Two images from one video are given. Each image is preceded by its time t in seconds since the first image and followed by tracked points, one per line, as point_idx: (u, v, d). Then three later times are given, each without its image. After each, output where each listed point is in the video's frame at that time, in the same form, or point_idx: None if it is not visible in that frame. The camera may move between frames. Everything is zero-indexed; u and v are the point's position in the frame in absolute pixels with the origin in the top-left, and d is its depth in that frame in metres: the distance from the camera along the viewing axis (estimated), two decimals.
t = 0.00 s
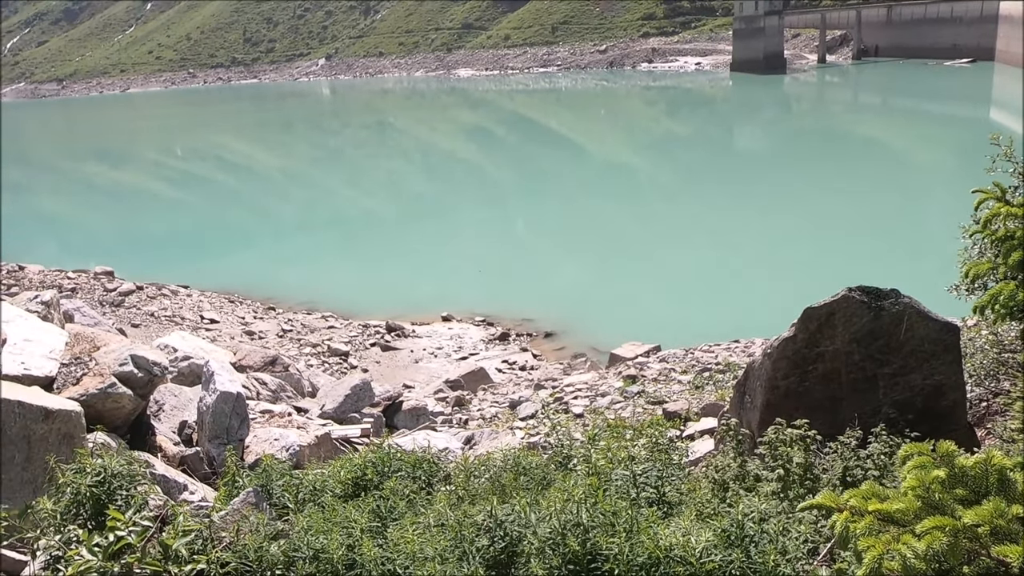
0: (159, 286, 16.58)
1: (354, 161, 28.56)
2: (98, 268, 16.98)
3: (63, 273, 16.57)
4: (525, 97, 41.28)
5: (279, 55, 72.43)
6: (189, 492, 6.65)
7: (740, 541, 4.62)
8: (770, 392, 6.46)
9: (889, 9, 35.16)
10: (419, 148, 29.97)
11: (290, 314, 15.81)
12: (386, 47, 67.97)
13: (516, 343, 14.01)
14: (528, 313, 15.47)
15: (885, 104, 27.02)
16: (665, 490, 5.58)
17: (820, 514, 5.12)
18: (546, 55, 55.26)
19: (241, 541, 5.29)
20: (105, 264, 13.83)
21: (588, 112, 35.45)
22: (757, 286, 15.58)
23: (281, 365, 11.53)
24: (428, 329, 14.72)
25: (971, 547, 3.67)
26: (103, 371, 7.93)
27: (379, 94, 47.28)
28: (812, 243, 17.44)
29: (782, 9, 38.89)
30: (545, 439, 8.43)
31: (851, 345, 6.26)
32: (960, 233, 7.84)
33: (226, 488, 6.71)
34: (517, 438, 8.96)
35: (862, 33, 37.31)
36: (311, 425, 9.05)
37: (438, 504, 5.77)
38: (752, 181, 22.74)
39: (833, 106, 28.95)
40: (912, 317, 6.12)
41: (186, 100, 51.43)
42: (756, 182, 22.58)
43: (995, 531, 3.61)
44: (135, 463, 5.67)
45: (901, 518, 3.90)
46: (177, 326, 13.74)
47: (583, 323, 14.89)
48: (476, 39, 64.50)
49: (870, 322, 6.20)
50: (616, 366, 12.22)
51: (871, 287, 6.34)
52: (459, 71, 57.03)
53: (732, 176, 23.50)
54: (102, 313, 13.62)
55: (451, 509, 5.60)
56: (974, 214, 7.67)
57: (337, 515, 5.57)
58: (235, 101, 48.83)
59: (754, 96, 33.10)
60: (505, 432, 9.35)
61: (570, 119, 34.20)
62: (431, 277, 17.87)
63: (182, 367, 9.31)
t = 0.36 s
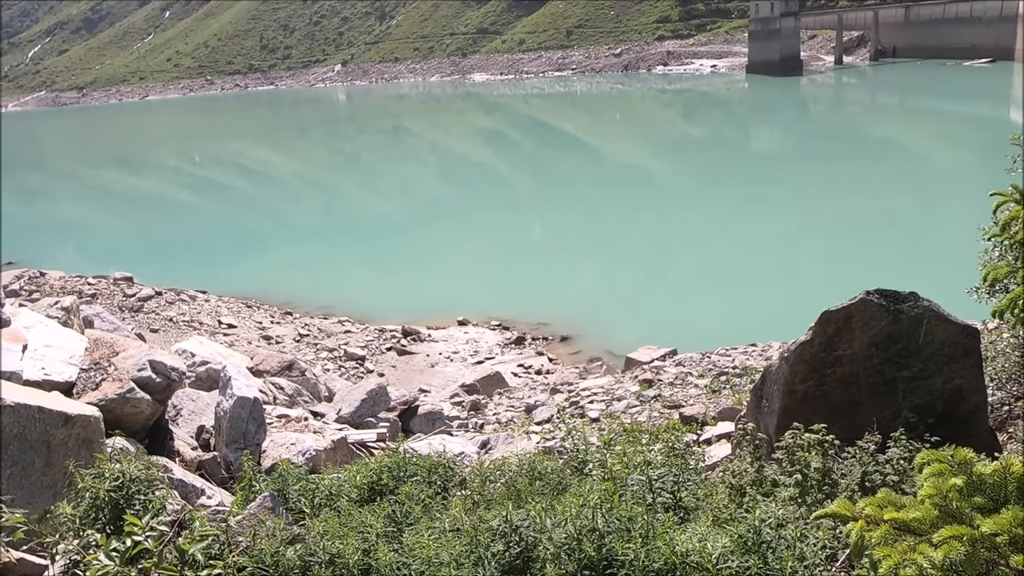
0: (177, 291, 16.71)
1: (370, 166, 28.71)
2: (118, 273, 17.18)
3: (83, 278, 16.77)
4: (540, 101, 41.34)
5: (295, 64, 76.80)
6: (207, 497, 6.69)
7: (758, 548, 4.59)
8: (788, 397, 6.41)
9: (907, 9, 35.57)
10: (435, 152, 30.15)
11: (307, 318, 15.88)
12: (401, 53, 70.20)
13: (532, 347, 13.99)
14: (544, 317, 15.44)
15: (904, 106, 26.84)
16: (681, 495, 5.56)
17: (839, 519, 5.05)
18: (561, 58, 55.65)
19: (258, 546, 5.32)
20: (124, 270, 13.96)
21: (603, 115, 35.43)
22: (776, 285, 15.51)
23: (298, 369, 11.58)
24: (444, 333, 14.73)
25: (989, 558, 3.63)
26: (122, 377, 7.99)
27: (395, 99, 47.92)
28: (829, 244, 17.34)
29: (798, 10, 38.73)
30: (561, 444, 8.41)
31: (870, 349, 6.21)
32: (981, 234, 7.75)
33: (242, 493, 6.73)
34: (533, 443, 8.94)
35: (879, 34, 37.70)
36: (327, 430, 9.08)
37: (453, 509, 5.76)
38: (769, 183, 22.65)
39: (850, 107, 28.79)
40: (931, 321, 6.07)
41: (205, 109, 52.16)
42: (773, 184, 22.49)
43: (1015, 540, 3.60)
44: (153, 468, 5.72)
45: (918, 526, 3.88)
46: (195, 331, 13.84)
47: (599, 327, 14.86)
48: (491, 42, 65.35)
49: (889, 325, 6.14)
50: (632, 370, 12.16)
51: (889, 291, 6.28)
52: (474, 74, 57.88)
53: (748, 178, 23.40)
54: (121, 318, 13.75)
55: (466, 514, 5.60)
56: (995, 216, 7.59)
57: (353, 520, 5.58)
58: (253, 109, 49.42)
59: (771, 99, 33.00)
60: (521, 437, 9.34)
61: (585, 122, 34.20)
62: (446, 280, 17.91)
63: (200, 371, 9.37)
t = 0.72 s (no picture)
0: (193, 303, 16.80)
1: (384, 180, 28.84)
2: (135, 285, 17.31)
3: (100, 290, 16.90)
4: (553, 115, 41.46)
5: (311, 78, 77.51)
6: (222, 509, 6.70)
7: (778, 565, 4.53)
8: (806, 412, 6.33)
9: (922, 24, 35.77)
10: (450, 166, 30.31)
11: (321, 331, 15.91)
12: (416, 68, 70.77)
13: (545, 361, 13.97)
14: (557, 330, 15.42)
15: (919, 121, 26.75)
16: (698, 512, 5.51)
17: (860, 537, 4.97)
18: (576, 73, 55.91)
19: (273, 559, 5.32)
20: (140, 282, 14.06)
21: (618, 129, 35.47)
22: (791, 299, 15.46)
23: (312, 382, 11.59)
24: (457, 346, 14.73)
25: None
26: (139, 388, 8.01)
27: (410, 114, 48.35)
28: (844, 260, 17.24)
29: (813, 24, 38.70)
30: (576, 458, 8.38)
31: (888, 365, 6.14)
32: (1000, 250, 7.70)
33: (257, 506, 6.72)
34: (548, 457, 8.90)
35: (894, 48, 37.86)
36: (341, 442, 9.08)
37: (468, 524, 5.74)
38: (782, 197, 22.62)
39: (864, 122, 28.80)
40: (951, 336, 6.02)
41: (222, 123, 52.70)
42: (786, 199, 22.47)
43: None
44: (169, 480, 5.73)
45: (957, 545, 3.86)
46: (210, 343, 13.91)
47: (613, 341, 14.83)
48: (505, 57, 65.93)
49: (908, 341, 6.07)
50: (646, 385, 12.08)
51: (908, 306, 6.22)
52: (488, 88, 58.38)
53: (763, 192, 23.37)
54: (137, 330, 13.83)
55: (482, 528, 5.56)
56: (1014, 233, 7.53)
57: (369, 534, 5.58)
58: (270, 123, 49.93)
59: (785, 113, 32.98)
60: (535, 451, 9.29)
61: (599, 136, 34.24)
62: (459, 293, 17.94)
63: (215, 384, 9.40)
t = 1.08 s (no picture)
0: (208, 313, 16.89)
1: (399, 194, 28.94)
2: (152, 294, 17.44)
3: (117, 299, 17.02)
4: (569, 131, 41.49)
5: (329, 91, 78.21)
6: (236, 520, 6.70)
7: None
8: (822, 434, 6.28)
9: (942, 44, 35.66)
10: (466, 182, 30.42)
11: (334, 343, 15.96)
12: (434, 82, 71.28)
13: (558, 377, 13.93)
14: (570, 347, 15.39)
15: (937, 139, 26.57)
16: (714, 532, 5.47)
17: (879, 561, 4.92)
18: (592, 89, 56.11)
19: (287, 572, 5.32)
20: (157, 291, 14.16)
21: (633, 146, 35.50)
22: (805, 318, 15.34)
23: (325, 394, 11.60)
24: (470, 361, 14.73)
25: None
26: (156, 398, 8.05)
27: (426, 128, 48.66)
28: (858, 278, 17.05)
29: (830, 44, 38.66)
30: (588, 476, 8.33)
31: (907, 388, 6.09)
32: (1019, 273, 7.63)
33: (271, 518, 6.72)
34: (560, 474, 8.85)
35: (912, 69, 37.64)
36: (355, 455, 9.08)
37: (482, 540, 5.72)
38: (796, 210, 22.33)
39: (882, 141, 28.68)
40: (971, 359, 5.96)
41: (241, 136, 53.22)
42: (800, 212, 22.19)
43: None
44: (185, 490, 5.75)
45: None
46: (224, 354, 13.97)
47: (626, 358, 14.77)
48: (521, 73, 66.34)
49: (927, 364, 6.03)
50: (659, 403, 12.01)
51: (927, 328, 6.18)
52: (504, 104, 58.69)
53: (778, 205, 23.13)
54: (153, 338, 13.92)
55: (494, 544, 5.54)
56: None
57: (382, 549, 5.58)
58: (287, 135, 50.37)
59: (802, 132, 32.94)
60: (547, 468, 9.25)
61: (615, 153, 34.27)
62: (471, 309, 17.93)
63: (230, 394, 9.42)
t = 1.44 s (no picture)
0: (229, 328, 17.02)
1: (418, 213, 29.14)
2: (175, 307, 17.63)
3: (140, 312, 17.22)
4: (589, 153, 41.62)
5: (353, 110, 79.20)
6: (257, 535, 6.72)
7: None
8: (846, 462, 6.18)
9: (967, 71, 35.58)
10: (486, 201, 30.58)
11: (353, 360, 16.01)
12: (456, 102, 72.00)
13: (576, 398, 13.87)
14: (589, 368, 15.35)
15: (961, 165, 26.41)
16: (737, 560, 5.37)
17: None
18: (614, 111, 56.35)
19: None
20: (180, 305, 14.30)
21: (654, 168, 35.51)
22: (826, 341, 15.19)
23: (345, 411, 11.63)
24: (488, 381, 14.71)
25: None
26: (180, 411, 8.12)
27: (448, 148, 49.07)
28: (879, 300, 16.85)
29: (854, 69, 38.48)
30: (608, 499, 8.28)
31: (934, 417, 6.01)
32: None
33: (292, 534, 6.74)
34: (580, 496, 8.80)
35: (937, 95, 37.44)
36: (373, 473, 9.09)
37: (503, 562, 5.69)
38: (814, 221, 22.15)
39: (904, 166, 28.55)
40: (999, 390, 5.91)
41: (265, 152, 54.02)
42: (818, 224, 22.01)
43: None
44: (209, 505, 5.78)
45: None
46: (244, 368, 14.07)
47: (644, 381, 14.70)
48: (543, 94, 66.90)
49: (955, 394, 5.97)
50: (678, 427, 11.93)
51: (954, 357, 6.13)
52: (526, 125, 59.10)
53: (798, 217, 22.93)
54: (175, 352, 14.05)
55: (515, 567, 5.51)
56: None
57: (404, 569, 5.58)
58: (310, 153, 51.02)
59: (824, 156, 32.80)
60: (566, 490, 9.19)
61: (635, 175, 34.28)
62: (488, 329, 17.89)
63: (251, 409, 9.46)
